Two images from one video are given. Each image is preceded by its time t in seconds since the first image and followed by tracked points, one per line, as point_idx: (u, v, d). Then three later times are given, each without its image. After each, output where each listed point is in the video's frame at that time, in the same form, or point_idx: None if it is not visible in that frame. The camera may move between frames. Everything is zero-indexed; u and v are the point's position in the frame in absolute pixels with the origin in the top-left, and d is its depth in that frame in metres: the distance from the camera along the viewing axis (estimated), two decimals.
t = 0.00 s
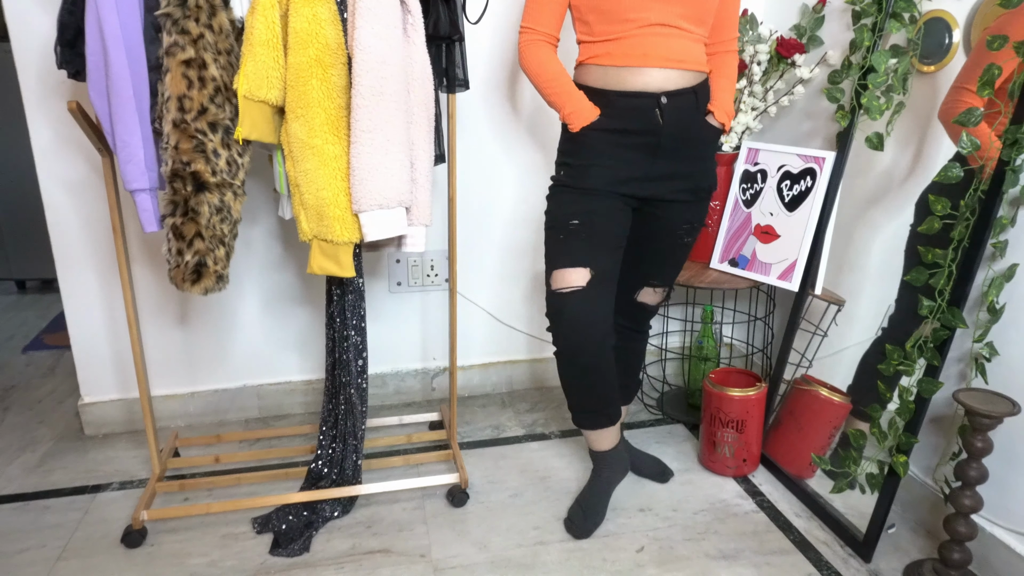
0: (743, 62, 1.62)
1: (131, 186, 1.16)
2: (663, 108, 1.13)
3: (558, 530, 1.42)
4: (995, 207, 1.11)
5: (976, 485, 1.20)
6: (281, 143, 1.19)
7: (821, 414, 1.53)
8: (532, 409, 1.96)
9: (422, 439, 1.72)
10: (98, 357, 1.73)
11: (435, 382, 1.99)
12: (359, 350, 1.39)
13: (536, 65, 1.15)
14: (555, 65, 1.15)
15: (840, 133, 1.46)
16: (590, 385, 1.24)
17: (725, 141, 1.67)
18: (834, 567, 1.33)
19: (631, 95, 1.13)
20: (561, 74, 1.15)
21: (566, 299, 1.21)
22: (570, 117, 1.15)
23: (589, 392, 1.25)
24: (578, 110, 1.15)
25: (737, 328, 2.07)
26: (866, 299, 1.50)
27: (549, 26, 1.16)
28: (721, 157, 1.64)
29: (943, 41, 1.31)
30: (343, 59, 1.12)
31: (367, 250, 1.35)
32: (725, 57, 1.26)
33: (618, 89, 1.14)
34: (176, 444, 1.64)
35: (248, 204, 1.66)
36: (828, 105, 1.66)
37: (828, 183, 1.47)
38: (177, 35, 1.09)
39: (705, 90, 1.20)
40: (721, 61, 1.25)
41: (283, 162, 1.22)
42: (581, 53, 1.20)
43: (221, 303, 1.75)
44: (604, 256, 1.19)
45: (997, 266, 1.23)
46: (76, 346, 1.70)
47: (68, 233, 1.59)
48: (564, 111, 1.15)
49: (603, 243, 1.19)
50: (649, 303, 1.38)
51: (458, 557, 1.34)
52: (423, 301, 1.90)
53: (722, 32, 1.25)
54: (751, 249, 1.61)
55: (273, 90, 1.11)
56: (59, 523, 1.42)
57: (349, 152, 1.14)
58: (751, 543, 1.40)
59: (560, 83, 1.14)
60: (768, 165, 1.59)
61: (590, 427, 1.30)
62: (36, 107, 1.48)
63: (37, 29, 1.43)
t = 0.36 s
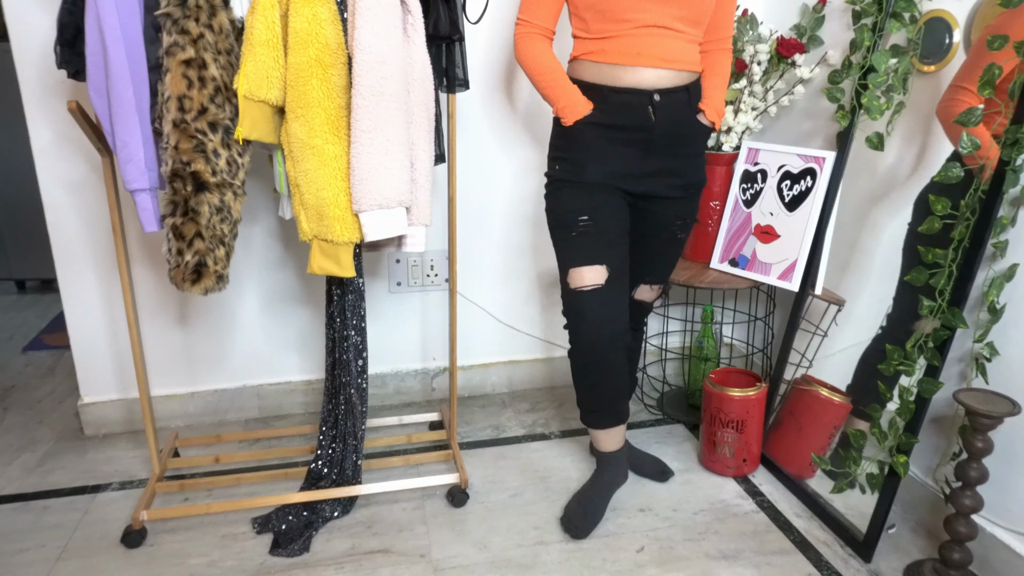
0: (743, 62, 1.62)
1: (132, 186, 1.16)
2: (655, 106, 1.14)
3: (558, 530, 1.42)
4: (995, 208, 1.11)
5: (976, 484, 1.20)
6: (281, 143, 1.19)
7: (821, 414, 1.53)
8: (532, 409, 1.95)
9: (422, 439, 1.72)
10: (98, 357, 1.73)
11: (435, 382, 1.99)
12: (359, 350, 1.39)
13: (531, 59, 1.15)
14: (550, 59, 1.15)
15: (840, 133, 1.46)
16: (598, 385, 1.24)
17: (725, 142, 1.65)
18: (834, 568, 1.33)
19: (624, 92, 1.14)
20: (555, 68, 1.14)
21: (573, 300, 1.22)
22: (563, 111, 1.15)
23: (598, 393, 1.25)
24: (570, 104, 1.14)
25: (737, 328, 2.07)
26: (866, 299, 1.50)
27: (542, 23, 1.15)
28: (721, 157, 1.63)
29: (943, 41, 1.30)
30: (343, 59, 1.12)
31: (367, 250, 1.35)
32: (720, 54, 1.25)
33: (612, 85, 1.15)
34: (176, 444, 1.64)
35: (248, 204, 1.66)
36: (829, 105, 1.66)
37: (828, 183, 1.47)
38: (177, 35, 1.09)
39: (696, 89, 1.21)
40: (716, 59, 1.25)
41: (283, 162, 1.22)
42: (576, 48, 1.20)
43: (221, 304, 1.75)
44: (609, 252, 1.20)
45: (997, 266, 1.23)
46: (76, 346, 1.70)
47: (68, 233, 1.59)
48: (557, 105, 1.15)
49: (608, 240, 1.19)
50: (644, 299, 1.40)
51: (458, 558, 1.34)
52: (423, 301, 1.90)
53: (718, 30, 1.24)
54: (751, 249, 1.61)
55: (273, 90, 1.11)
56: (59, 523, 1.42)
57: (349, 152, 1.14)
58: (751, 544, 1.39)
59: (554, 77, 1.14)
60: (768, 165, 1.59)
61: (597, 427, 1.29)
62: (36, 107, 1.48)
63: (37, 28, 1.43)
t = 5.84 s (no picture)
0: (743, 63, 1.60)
1: (133, 187, 1.17)
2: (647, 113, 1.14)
3: (558, 529, 1.43)
4: (995, 207, 1.11)
5: (975, 484, 1.20)
6: (281, 143, 1.19)
7: (820, 413, 1.53)
8: (532, 409, 1.96)
9: (422, 438, 1.73)
10: (99, 357, 1.73)
11: (434, 382, 1.99)
12: (359, 350, 1.40)
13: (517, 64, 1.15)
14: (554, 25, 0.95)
15: (839, 133, 1.46)
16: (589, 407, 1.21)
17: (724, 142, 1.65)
18: (833, 567, 1.34)
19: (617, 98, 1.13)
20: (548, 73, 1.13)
21: (561, 326, 1.18)
22: (591, 80, 0.93)
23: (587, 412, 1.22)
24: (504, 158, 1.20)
25: (737, 328, 2.07)
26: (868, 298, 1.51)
27: (519, 36, 1.15)
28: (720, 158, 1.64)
29: (943, 41, 1.31)
30: (343, 60, 1.13)
31: (367, 250, 1.35)
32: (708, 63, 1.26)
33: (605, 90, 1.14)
34: (176, 443, 1.64)
35: (249, 204, 1.66)
36: (828, 105, 1.67)
37: (828, 183, 1.47)
38: (178, 35, 1.10)
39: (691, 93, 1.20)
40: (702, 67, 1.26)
41: (283, 162, 1.23)
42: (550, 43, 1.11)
43: (221, 303, 1.76)
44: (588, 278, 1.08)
45: (996, 266, 1.23)
46: (77, 345, 1.71)
47: (69, 233, 1.60)
48: (572, 83, 0.95)
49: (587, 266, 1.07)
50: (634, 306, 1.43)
51: (458, 557, 1.35)
52: (423, 301, 1.90)
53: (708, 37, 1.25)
54: (751, 249, 1.61)
55: (274, 90, 1.11)
56: (59, 523, 1.42)
57: (349, 152, 1.14)
58: (750, 543, 1.40)
59: (571, 38, 0.93)
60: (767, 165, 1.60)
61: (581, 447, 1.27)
62: (37, 107, 1.48)
63: (38, 29, 1.43)
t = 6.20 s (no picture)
0: (743, 63, 1.61)
1: (133, 187, 1.17)
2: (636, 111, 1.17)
3: (558, 529, 1.43)
4: (995, 207, 1.11)
5: (974, 484, 1.21)
6: (282, 143, 1.19)
7: (821, 413, 1.53)
8: (532, 409, 1.96)
9: (422, 438, 1.73)
10: (100, 357, 1.73)
11: (435, 382, 1.99)
12: (359, 350, 1.40)
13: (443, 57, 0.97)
14: (594, 22, 0.96)
15: (839, 133, 1.45)
16: (593, 406, 1.21)
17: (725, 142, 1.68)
18: (832, 567, 1.34)
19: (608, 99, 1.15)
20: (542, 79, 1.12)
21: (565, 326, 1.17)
22: (635, 79, 0.98)
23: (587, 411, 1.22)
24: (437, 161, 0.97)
25: (737, 328, 2.06)
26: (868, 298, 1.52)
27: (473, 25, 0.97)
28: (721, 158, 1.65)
29: (943, 42, 1.31)
30: (343, 60, 1.13)
31: (368, 250, 1.35)
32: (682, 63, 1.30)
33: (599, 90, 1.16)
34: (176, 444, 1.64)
35: (249, 204, 1.67)
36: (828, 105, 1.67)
37: (828, 182, 1.47)
38: (179, 35, 1.10)
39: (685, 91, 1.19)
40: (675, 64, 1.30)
41: (284, 162, 1.23)
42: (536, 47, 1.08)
43: (221, 303, 1.76)
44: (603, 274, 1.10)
45: (996, 266, 1.23)
46: (77, 345, 1.71)
47: (69, 233, 1.60)
48: (621, 85, 0.98)
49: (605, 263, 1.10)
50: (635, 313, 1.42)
51: (458, 557, 1.35)
52: (423, 301, 1.90)
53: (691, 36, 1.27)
54: (751, 249, 1.62)
55: (274, 90, 1.11)
56: (59, 523, 1.42)
57: (350, 152, 1.14)
58: (749, 543, 1.40)
59: (615, 37, 0.96)
60: (767, 165, 1.59)
61: (585, 450, 1.26)
62: (37, 108, 1.49)
63: (39, 29, 1.43)
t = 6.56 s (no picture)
0: (743, 63, 1.61)
1: (133, 187, 1.17)
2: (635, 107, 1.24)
3: (557, 530, 1.43)
4: (995, 207, 1.11)
5: (975, 484, 1.21)
6: (282, 143, 1.19)
7: (821, 414, 1.53)
8: (532, 409, 1.96)
9: (422, 438, 1.73)
10: (100, 357, 1.73)
11: (434, 382, 1.99)
12: (359, 350, 1.40)
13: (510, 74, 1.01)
14: (628, 26, 1.04)
15: (839, 133, 1.45)
16: (595, 403, 1.21)
17: (724, 142, 1.67)
18: (833, 567, 1.34)
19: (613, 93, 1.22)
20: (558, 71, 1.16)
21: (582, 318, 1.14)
22: (661, 81, 1.11)
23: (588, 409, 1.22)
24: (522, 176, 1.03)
25: (737, 328, 2.09)
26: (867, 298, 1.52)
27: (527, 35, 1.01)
28: (720, 158, 1.66)
29: (943, 41, 1.31)
30: (343, 59, 1.13)
31: (367, 250, 1.35)
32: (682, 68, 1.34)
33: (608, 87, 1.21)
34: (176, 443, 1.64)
35: (249, 204, 1.67)
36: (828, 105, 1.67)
37: (828, 182, 1.47)
38: (179, 35, 1.10)
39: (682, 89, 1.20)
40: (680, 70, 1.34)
41: (283, 162, 1.23)
42: (546, 46, 1.11)
43: (221, 303, 1.76)
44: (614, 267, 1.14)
45: (996, 266, 1.23)
46: (77, 345, 1.71)
47: (70, 233, 1.60)
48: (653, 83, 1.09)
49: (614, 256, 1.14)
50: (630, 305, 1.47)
51: (458, 557, 1.35)
52: (423, 301, 1.90)
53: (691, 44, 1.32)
54: (751, 249, 1.62)
55: (274, 90, 1.11)
56: (60, 523, 1.42)
57: (350, 152, 1.14)
58: (750, 543, 1.40)
59: (647, 41, 1.06)
60: (767, 165, 1.60)
61: (589, 452, 1.25)
62: (37, 108, 1.49)
63: (38, 29, 1.43)
